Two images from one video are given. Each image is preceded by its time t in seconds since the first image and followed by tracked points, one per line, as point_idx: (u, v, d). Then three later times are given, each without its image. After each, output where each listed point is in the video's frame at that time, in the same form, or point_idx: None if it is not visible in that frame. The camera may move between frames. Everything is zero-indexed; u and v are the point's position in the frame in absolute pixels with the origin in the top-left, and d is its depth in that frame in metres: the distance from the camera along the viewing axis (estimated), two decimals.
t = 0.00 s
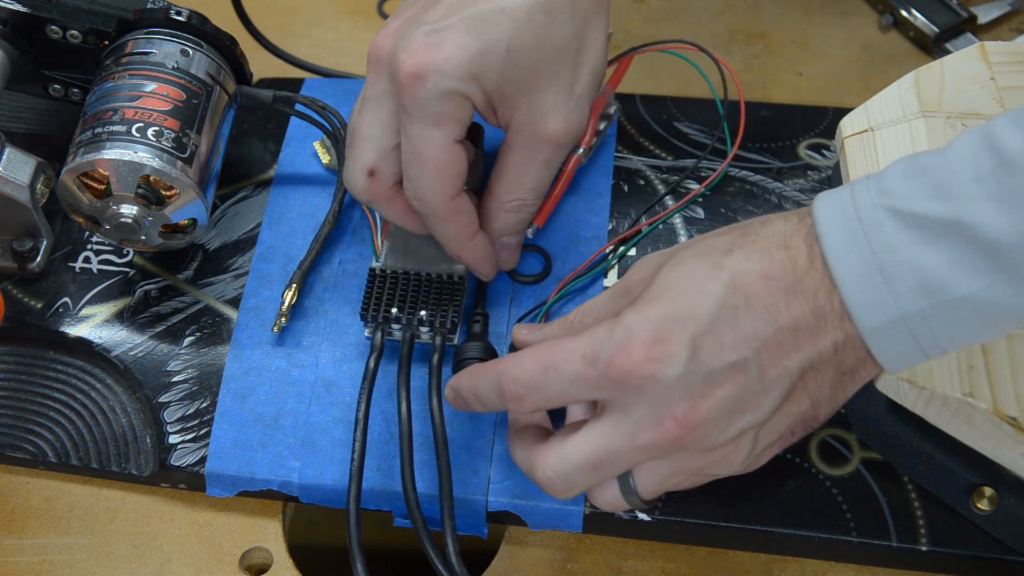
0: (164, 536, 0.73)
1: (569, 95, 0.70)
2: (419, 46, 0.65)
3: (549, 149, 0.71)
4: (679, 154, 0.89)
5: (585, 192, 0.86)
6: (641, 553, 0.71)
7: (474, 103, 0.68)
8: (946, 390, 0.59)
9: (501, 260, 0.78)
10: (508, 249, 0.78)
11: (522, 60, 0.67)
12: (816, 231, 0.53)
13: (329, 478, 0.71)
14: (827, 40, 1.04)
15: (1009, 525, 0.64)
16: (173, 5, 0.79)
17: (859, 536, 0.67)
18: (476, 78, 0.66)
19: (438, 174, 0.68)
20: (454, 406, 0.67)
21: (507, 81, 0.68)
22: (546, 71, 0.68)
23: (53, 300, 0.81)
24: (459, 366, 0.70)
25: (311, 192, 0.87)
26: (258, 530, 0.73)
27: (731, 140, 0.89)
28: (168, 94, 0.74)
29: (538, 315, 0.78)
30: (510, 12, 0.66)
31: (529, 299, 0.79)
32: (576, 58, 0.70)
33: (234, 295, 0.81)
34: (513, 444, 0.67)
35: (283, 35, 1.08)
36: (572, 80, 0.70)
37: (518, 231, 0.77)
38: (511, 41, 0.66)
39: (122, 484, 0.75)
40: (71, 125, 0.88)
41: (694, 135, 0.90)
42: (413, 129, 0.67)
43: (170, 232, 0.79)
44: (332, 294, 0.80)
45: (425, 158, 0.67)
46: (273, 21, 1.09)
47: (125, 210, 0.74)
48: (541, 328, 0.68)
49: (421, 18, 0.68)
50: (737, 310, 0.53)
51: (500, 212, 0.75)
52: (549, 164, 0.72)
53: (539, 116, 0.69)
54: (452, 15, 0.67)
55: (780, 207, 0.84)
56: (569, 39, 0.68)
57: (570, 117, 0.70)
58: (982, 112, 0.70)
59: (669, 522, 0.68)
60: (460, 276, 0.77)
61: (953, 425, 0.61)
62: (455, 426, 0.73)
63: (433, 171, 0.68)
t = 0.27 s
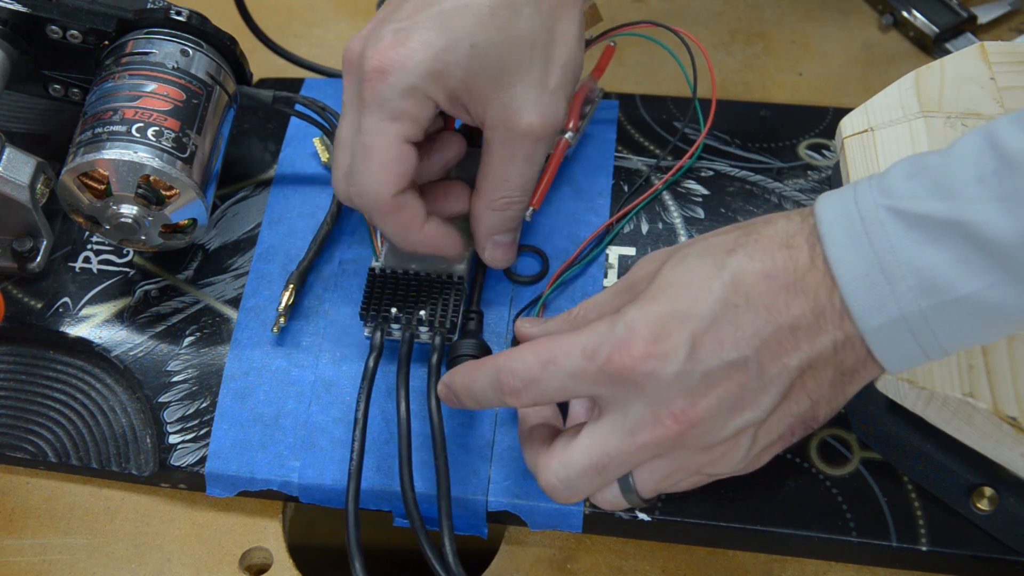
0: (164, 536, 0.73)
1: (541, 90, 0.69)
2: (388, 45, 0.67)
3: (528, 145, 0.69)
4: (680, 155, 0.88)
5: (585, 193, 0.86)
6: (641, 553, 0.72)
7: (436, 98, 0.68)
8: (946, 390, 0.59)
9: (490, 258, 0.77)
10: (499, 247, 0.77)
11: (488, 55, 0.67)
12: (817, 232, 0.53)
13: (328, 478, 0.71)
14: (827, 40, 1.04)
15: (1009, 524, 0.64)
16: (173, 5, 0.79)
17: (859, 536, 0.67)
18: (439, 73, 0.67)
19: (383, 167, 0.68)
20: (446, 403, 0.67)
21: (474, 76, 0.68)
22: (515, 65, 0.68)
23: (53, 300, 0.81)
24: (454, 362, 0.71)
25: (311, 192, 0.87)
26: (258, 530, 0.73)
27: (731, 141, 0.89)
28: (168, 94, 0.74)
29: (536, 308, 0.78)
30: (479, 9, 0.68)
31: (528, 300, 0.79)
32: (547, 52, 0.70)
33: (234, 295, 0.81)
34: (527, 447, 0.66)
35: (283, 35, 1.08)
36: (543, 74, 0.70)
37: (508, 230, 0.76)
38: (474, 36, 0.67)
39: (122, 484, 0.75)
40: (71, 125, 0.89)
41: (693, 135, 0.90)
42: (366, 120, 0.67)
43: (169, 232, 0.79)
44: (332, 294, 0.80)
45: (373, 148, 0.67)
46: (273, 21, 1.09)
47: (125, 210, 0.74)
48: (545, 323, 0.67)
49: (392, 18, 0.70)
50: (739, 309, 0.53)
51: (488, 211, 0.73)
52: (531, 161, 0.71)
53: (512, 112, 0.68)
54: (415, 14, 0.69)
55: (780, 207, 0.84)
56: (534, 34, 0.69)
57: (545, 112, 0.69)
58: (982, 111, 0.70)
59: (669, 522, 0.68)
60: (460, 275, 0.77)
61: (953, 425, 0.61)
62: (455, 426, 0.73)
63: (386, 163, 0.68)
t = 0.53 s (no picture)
0: (164, 536, 0.73)
1: (529, 82, 0.71)
2: (375, 33, 0.69)
3: (516, 137, 0.71)
4: (680, 155, 0.88)
5: (585, 193, 0.86)
6: (640, 553, 0.72)
7: (416, 89, 0.70)
8: (946, 390, 0.59)
9: (490, 255, 0.76)
10: (497, 244, 0.76)
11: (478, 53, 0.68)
12: (814, 228, 0.53)
13: (328, 478, 0.71)
14: (827, 40, 1.04)
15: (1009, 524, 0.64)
16: (173, 6, 0.79)
17: (859, 536, 0.67)
18: (425, 65, 0.69)
19: (337, 150, 0.70)
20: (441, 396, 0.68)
21: (462, 68, 0.70)
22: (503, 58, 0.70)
23: (53, 300, 0.81)
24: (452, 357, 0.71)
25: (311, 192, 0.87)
26: (257, 530, 0.73)
27: (732, 141, 0.89)
28: (168, 94, 0.74)
29: (546, 310, 0.78)
30: (472, 3, 0.70)
31: (529, 300, 0.79)
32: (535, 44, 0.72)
33: (234, 295, 0.81)
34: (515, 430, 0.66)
35: (283, 35, 1.08)
36: (532, 68, 0.72)
37: (506, 226, 0.75)
38: (465, 30, 0.69)
39: (122, 484, 0.75)
40: (71, 124, 0.89)
41: (694, 135, 0.90)
42: (337, 100, 0.70)
43: (169, 232, 0.79)
44: (331, 294, 0.80)
45: (338, 128, 0.69)
46: (273, 21, 1.09)
47: (125, 210, 0.74)
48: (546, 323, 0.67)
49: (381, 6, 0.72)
50: (739, 308, 0.53)
51: (482, 207, 0.73)
52: (521, 154, 0.72)
53: (500, 105, 0.70)
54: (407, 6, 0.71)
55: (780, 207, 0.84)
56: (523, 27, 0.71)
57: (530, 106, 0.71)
58: (983, 111, 0.70)
59: (669, 522, 0.68)
60: (459, 275, 0.77)
61: (953, 425, 0.62)
62: (454, 426, 0.73)
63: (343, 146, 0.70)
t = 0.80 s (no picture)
0: (164, 537, 0.73)
1: (521, 86, 0.70)
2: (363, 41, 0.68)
3: (509, 140, 0.70)
4: (680, 155, 0.88)
5: (584, 193, 0.86)
6: (640, 553, 0.72)
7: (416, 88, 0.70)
8: (946, 390, 0.59)
9: (487, 255, 0.77)
10: (494, 244, 0.76)
11: (476, 53, 0.68)
12: (820, 240, 0.53)
13: (328, 478, 0.71)
14: (827, 40, 1.04)
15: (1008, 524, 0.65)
16: (173, 6, 0.79)
17: (859, 536, 0.67)
18: (416, 70, 0.68)
19: (357, 167, 0.69)
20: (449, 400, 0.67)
21: (451, 74, 0.68)
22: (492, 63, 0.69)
23: (53, 300, 0.81)
24: (454, 358, 0.71)
25: (311, 192, 0.87)
26: (257, 530, 0.73)
27: (731, 141, 0.89)
28: (168, 94, 0.74)
29: (544, 311, 0.78)
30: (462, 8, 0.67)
31: (529, 300, 0.79)
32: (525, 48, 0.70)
33: (234, 295, 0.81)
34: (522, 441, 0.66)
35: (283, 35, 1.08)
36: (523, 71, 0.70)
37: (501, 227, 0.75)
38: (453, 34, 0.67)
39: (122, 484, 0.75)
40: (71, 124, 0.89)
41: (694, 135, 0.90)
42: (342, 118, 0.69)
43: (169, 232, 0.79)
44: (331, 294, 0.80)
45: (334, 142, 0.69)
46: (273, 21, 1.09)
47: (125, 210, 0.74)
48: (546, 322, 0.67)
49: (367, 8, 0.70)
50: (739, 308, 0.53)
51: (477, 209, 0.73)
52: (513, 157, 0.71)
53: (490, 110, 0.69)
54: (395, 8, 0.68)
55: (780, 207, 0.84)
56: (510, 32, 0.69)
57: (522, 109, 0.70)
58: (983, 111, 0.70)
59: (670, 522, 0.68)
60: (459, 275, 0.77)
61: (953, 425, 0.62)
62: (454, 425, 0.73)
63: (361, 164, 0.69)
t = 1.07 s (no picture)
0: (164, 537, 0.73)
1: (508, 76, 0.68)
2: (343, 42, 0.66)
3: (497, 129, 0.69)
4: (680, 154, 0.88)
5: (584, 193, 0.86)
6: (640, 553, 0.72)
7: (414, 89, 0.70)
8: (946, 390, 0.59)
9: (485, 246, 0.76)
10: (491, 233, 0.75)
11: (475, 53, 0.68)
12: (823, 240, 0.53)
13: (328, 478, 0.71)
14: (827, 40, 1.04)
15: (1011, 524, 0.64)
16: (173, 6, 0.79)
17: (859, 536, 0.67)
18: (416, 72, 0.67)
19: (353, 172, 0.69)
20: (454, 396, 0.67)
21: (435, 70, 0.67)
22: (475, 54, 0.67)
23: (53, 300, 0.81)
24: (460, 356, 0.71)
25: (311, 192, 0.87)
26: (258, 530, 0.73)
27: (732, 141, 0.89)
28: (168, 94, 0.74)
29: (544, 310, 0.78)
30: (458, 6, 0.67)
31: (529, 300, 0.79)
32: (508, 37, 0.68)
33: (234, 295, 0.81)
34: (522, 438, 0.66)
35: (283, 35, 1.08)
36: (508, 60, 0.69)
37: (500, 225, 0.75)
38: (431, 30, 0.66)
39: (122, 484, 0.75)
40: (71, 124, 0.88)
41: (694, 135, 0.90)
42: (331, 125, 0.68)
43: (169, 232, 0.79)
44: (332, 294, 0.80)
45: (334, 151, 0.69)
46: (274, 21, 1.09)
47: (125, 210, 0.74)
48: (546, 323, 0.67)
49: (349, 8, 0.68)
50: (739, 309, 0.53)
51: (469, 199, 0.72)
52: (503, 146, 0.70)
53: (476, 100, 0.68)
54: (372, 7, 0.67)
55: (780, 207, 0.84)
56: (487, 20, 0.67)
57: (508, 97, 0.68)
58: (983, 111, 0.70)
59: (669, 522, 0.68)
60: (459, 276, 0.77)
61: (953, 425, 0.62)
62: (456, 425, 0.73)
63: (356, 168, 0.69)
